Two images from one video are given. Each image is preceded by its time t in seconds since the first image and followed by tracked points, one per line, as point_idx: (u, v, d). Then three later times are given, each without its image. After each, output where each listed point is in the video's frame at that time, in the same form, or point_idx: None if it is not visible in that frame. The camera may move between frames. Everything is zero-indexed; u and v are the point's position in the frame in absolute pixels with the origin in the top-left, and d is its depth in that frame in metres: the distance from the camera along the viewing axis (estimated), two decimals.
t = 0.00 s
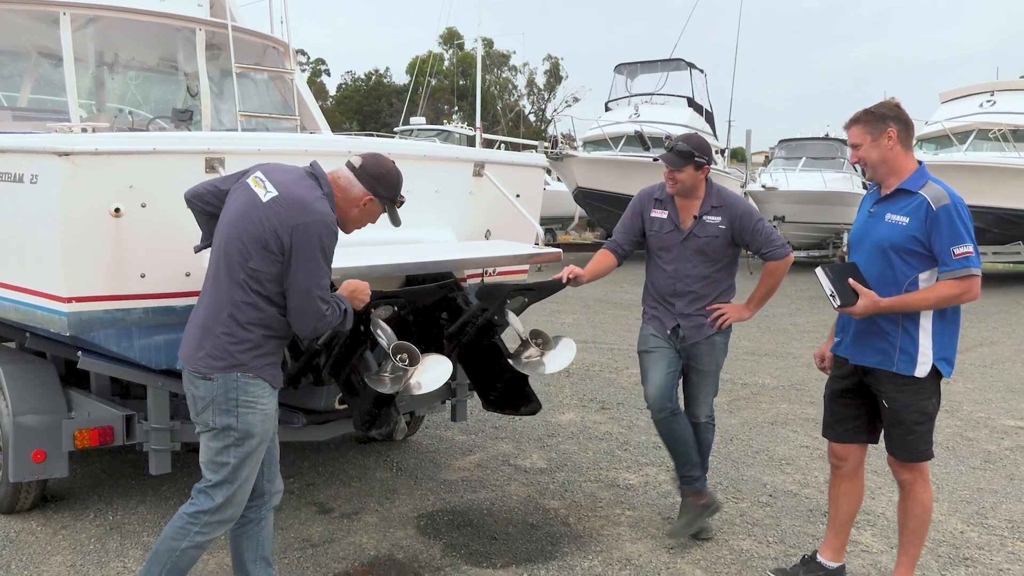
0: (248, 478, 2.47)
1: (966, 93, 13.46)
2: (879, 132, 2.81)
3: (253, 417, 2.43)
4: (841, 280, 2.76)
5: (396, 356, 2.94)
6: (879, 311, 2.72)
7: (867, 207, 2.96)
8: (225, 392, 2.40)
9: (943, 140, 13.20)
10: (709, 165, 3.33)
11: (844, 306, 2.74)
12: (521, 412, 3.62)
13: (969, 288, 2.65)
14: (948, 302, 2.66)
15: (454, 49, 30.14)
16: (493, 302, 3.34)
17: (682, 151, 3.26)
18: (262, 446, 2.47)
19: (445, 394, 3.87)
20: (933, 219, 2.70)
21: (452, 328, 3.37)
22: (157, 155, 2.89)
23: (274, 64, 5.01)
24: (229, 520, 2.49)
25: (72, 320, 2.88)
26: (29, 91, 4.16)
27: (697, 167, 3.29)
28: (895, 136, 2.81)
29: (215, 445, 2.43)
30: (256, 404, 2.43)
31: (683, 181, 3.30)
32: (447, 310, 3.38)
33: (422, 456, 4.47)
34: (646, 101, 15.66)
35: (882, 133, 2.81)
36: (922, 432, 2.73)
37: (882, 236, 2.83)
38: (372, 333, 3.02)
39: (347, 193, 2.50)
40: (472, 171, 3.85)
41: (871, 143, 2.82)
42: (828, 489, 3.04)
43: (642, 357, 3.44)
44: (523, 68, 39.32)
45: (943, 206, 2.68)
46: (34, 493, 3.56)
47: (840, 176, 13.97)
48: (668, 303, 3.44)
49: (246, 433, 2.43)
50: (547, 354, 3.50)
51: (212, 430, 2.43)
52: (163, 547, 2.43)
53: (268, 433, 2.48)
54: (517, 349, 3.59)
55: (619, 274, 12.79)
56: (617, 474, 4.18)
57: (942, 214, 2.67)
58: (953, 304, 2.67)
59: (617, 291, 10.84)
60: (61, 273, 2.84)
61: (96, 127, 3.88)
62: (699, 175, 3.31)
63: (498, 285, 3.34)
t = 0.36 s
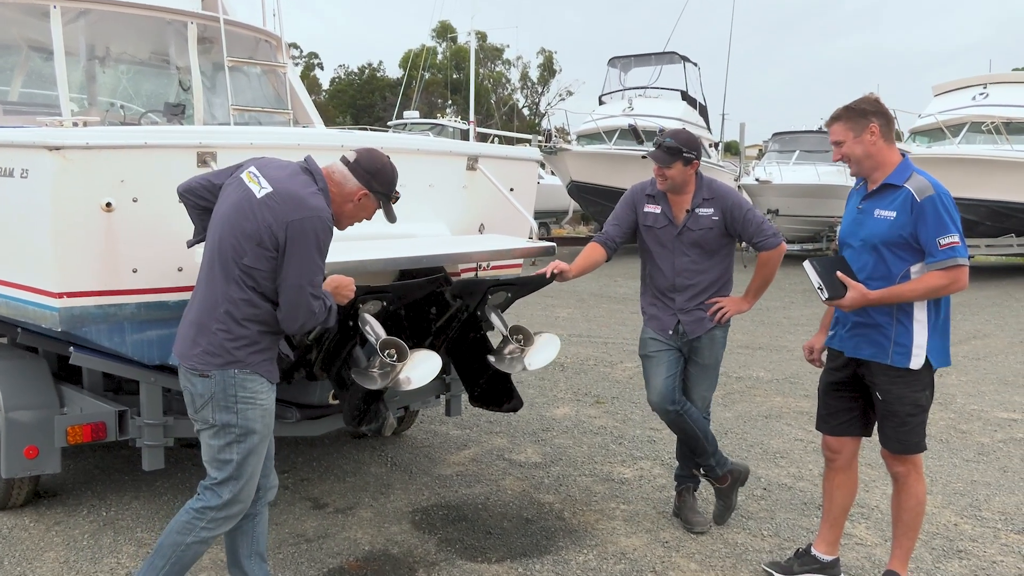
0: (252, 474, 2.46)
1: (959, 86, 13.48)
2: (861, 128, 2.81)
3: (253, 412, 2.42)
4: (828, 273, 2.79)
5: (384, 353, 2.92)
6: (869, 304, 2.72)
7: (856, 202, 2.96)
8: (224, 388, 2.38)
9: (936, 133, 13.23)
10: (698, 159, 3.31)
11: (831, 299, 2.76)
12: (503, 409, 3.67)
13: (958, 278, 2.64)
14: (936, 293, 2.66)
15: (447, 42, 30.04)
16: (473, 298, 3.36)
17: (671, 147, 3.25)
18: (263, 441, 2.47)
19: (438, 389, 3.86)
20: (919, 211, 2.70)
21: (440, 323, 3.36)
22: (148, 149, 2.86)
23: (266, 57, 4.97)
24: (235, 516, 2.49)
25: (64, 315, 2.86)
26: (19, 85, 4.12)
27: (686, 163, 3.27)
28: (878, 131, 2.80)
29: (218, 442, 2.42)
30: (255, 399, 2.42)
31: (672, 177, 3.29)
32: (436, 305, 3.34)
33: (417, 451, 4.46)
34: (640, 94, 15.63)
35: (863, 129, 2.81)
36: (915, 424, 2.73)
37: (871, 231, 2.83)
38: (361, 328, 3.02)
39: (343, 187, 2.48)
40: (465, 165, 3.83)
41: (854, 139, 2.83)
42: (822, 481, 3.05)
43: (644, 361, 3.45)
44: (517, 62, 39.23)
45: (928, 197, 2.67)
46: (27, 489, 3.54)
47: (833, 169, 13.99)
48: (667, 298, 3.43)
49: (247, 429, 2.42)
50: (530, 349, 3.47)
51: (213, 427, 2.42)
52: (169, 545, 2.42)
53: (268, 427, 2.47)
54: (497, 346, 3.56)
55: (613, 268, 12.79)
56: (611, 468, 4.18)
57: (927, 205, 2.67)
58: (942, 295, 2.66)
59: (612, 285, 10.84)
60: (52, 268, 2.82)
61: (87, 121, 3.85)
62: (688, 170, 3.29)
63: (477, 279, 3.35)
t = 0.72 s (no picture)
0: (251, 471, 2.46)
1: (956, 84, 13.49)
2: (855, 124, 2.81)
3: (249, 408, 2.42)
4: (822, 270, 2.76)
5: (384, 348, 2.91)
6: (861, 301, 2.74)
7: (847, 198, 2.96)
8: (221, 385, 2.38)
9: (933, 130, 13.24)
10: (698, 155, 3.31)
11: (826, 296, 2.72)
12: (513, 402, 3.62)
13: (950, 276, 2.64)
14: (929, 290, 2.66)
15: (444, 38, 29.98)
16: (484, 292, 3.39)
17: (670, 143, 3.24)
18: (260, 438, 2.47)
19: (436, 385, 3.86)
20: (913, 207, 2.69)
21: (443, 320, 3.34)
22: (143, 144, 2.85)
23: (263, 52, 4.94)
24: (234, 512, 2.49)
25: (60, 311, 2.85)
26: (15, 80, 4.10)
27: (686, 158, 3.27)
28: (872, 126, 2.81)
29: (217, 439, 2.41)
30: (252, 396, 2.42)
31: (671, 173, 3.28)
32: (438, 301, 3.33)
33: (414, 447, 4.46)
34: (638, 91, 15.62)
35: (858, 124, 2.81)
36: (909, 420, 2.73)
37: (864, 226, 2.83)
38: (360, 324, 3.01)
39: (337, 181, 2.47)
40: (463, 161, 3.82)
41: (847, 135, 2.83)
42: (818, 477, 3.05)
43: (639, 359, 3.45)
44: (514, 58, 39.17)
45: (921, 194, 2.67)
46: (22, 485, 3.53)
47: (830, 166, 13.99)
48: (663, 295, 3.43)
49: (245, 426, 2.42)
50: (542, 344, 3.52)
51: (211, 424, 2.41)
52: (169, 543, 2.42)
53: (265, 423, 2.47)
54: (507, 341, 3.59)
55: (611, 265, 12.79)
56: (608, 465, 4.18)
57: (920, 201, 2.67)
58: (934, 292, 2.66)
59: (609, 282, 10.84)
60: (47, 264, 2.81)
61: (82, 115, 3.83)
62: (687, 166, 3.29)
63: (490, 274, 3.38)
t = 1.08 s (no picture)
0: (236, 471, 2.44)
1: (954, 85, 13.50)
2: (854, 123, 2.80)
3: (234, 409, 2.40)
4: (820, 271, 2.77)
5: (379, 349, 2.89)
6: (859, 302, 2.72)
7: (844, 198, 2.96)
8: (205, 385, 2.37)
9: (932, 131, 13.25)
10: (698, 155, 3.31)
11: (823, 297, 2.73)
12: (511, 402, 3.62)
13: (947, 276, 2.64)
14: (925, 291, 2.66)
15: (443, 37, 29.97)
16: (482, 292, 3.34)
17: (670, 142, 3.24)
18: (247, 437, 2.45)
19: (433, 385, 3.85)
20: (910, 208, 2.69)
21: (441, 319, 3.35)
22: (141, 143, 2.84)
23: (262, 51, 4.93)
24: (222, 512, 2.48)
25: (57, 310, 2.84)
26: (13, 79, 4.09)
27: (686, 158, 3.27)
28: (870, 126, 2.81)
29: (200, 440, 2.41)
30: (236, 396, 2.40)
31: (671, 172, 3.28)
32: (436, 301, 3.33)
33: (412, 447, 4.45)
34: (636, 91, 15.63)
35: (857, 123, 2.80)
36: (905, 421, 2.74)
37: (860, 225, 2.83)
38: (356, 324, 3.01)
39: (309, 165, 2.43)
40: (461, 161, 3.81)
41: (846, 134, 2.82)
42: (814, 478, 3.04)
43: (637, 361, 3.45)
44: (513, 58, 39.17)
45: (919, 195, 2.67)
46: (19, 484, 3.52)
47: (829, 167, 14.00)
48: (661, 296, 3.43)
49: (229, 426, 2.40)
50: (539, 344, 3.49)
51: (196, 424, 2.41)
52: (161, 545, 2.42)
53: (251, 423, 2.45)
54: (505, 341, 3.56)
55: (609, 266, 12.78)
56: (607, 465, 4.17)
57: (917, 202, 2.67)
58: (929, 293, 2.66)
59: (607, 283, 10.84)
60: (45, 262, 2.80)
61: (80, 114, 3.82)
62: (687, 166, 3.29)
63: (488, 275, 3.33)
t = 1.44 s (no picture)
0: (203, 471, 2.43)
1: (955, 89, 13.50)
2: (854, 127, 2.80)
3: (206, 409, 2.40)
4: (819, 275, 2.76)
5: (381, 353, 2.90)
6: (859, 306, 2.71)
7: (843, 202, 2.95)
8: (177, 385, 2.37)
9: (933, 135, 13.24)
10: (700, 159, 3.30)
11: (822, 302, 2.73)
12: (499, 409, 3.62)
13: (946, 281, 2.65)
14: (924, 296, 2.66)
15: (444, 42, 30.03)
16: (470, 298, 3.33)
17: (674, 146, 3.24)
18: (217, 438, 2.44)
19: (434, 390, 3.85)
20: (910, 213, 2.69)
21: (436, 324, 3.36)
22: (143, 148, 2.85)
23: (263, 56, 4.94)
24: (190, 514, 2.47)
25: (59, 315, 2.84)
26: (15, 83, 4.10)
27: (689, 162, 3.26)
28: (871, 130, 2.80)
29: (169, 439, 2.40)
30: (210, 397, 2.40)
31: (676, 176, 3.28)
32: (432, 305, 3.34)
33: (413, 452, 4.45)
34: (638, 96, 15.65)
35: (858, 127, 2.80)
36: (906, 425, 2.73)
37: (859, 230, 2.82)
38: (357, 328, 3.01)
39: (267, 149, 2.43)
40: (463, 165, 3.81)
41: (846, 137, 2.82)
42: (815, 482, 3.04)
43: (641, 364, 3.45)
44: (514, 62, 39.22)
45: (919, 200, 2.67)
46: (20, 489, 3.52)
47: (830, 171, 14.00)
48: (666, 300, 3.43)
49: (199, 426, 2.40)
50: (526, 352, 3.43)
51: (166, 424, 2.41)
52: (132, 546, 2.42)
53: (223, 424, 2.44)
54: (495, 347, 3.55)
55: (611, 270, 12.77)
56: (608, 470, 4.17)
57: (918, 207, 2.67)
58: (929, 298, 2.67)
59: (608, 287, 10.83)
60: (47, 267, 2.80)
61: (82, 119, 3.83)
62: (690, 170, 3.28)
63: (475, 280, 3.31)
